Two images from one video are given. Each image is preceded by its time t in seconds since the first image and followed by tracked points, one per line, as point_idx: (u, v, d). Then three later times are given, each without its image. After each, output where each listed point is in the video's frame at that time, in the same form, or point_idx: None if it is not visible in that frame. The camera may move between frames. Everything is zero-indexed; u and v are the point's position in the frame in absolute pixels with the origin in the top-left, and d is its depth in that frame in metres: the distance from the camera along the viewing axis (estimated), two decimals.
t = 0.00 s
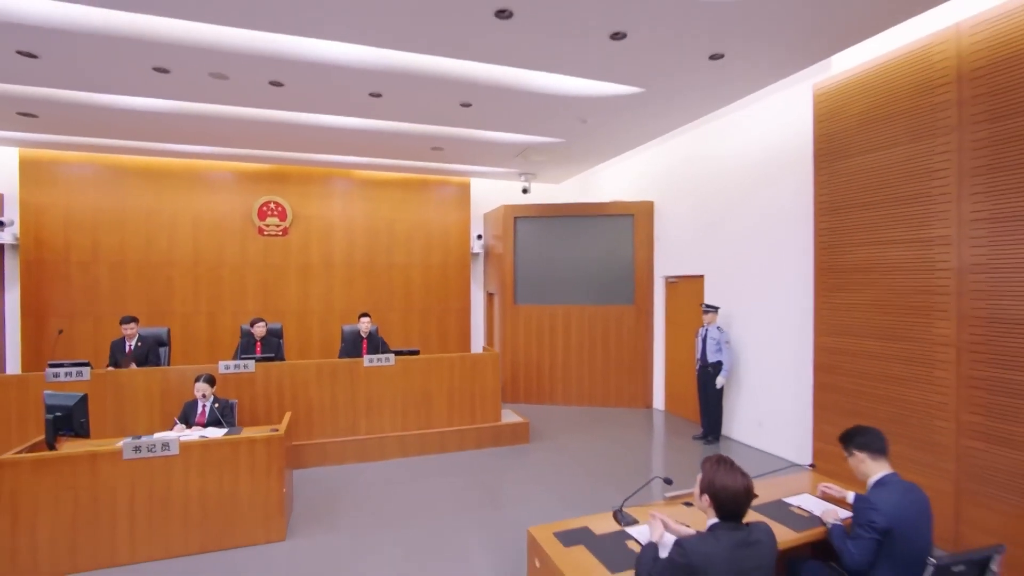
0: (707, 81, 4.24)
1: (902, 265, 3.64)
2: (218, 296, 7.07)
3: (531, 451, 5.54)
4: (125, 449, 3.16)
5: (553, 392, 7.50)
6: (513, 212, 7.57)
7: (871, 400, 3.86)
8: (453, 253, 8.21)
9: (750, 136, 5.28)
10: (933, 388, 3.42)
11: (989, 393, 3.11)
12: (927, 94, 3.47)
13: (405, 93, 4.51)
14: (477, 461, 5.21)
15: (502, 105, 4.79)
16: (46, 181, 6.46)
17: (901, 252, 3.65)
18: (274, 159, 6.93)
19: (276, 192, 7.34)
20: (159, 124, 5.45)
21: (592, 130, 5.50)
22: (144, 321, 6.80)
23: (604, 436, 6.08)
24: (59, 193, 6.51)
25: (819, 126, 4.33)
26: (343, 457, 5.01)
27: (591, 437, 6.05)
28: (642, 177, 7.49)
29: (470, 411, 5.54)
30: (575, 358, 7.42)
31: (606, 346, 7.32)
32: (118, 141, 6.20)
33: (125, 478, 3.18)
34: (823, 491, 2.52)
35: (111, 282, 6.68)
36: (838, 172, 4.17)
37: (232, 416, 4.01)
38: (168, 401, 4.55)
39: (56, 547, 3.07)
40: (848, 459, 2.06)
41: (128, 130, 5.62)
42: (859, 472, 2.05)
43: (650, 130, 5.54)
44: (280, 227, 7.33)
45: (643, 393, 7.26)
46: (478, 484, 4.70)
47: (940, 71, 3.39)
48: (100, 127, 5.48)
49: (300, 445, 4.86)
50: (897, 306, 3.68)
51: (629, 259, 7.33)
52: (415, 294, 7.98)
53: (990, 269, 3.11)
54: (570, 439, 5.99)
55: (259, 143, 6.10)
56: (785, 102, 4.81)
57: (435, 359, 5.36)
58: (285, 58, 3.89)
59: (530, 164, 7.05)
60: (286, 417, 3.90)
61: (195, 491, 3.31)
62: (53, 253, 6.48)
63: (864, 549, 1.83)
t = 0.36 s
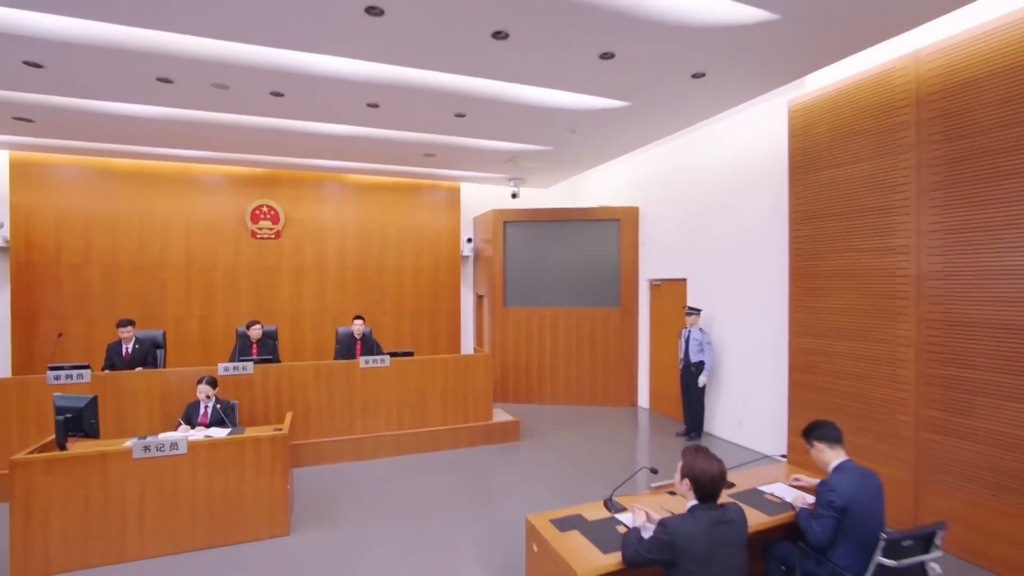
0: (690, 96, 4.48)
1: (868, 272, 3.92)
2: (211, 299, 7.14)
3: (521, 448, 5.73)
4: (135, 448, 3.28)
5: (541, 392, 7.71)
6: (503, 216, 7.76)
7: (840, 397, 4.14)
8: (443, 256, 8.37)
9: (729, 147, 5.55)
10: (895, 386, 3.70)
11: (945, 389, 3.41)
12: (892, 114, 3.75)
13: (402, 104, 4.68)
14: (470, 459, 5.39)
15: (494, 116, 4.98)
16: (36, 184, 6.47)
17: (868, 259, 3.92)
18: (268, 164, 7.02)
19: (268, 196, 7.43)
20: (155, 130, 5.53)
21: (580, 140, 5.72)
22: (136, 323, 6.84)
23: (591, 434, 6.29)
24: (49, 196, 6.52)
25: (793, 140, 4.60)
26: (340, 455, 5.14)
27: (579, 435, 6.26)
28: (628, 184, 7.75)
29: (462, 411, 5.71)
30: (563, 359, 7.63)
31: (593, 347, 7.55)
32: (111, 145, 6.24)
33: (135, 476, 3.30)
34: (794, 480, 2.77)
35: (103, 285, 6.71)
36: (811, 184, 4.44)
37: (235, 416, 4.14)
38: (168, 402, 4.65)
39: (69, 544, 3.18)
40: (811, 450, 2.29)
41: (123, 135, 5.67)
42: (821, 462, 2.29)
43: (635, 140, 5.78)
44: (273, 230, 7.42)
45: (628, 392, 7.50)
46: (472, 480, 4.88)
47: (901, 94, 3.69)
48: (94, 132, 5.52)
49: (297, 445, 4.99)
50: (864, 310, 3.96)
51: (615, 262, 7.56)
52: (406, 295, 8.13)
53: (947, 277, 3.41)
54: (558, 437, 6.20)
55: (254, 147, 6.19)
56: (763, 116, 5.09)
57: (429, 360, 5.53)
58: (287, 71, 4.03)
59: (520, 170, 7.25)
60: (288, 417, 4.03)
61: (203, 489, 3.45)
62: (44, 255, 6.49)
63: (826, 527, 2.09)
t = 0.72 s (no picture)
0: (672, 109, 4.72)
1: (837, 277, 4.20)
2: (202, 301, 7.19)
3: (511, 445, 5.93)
4: (142, 448, 3.40)
5: (529, 391, 7.91)
6: (492, 220, 7.93)
7: (811, 394, 4.42)
8: (432, 259, 8.52)
9: (710, 156, 5.82)
10: (861, 383, 3.98)
11: (905, 385, 3.70)
12: (859, 131, 4.03)
13: (396, 114, 4.83)
14: (462, 456, 5.57)
15: (486, 126, 5.16)
16: (25, 186, 6.44)
17: (836, 265, 4.20)
18: (259, 168, 7.09)
19: (259, 199, 7.50)
20: (149, 134, 5.57)
21: (568, 148, 5.93)
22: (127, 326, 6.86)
23: (578, 431, 6.52)
24: (37, 199, 6.49)
25: (769, 152, 4.87)
26: (335, 454, 5.28)
27: (566, 433, 6.48)
28: (612, 189, 7.99)
29: (454, 410, 5.89)
30: (550, 359, 7.85)
31: (579, 347, 7.78)
32: (102, 149, 6.25)
33: (142, 475, 3.41)
34: (768, 471, 3.01)
35: (93, 288, 6.71)
36: (785, 194, 4.71)
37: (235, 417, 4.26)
38: (166, 403, 4.74)
39: (78, 541, 3.29)
40: (780, 442, 2.54)
41: (115, 139, 5.70)
42: (790, 453, 2.53)
43: (620, 148, 6.01)
44: (264, 233, 7.50)
45: (613, 391, 7.75)
46: (464, 477, 5.06)
47: (865, 113, 3.98)
48: (86, 136, 5.53)
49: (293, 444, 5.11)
50: (833, 313, 4.24)
51: (600, 265, 7.79)
52: (396, 297, 8.26)
53: (906, 282, 3.71)
54: (547, 435, 6.41)
55: (247, 152, 6.26)
56: (741, 128, 5.36)
57: (422, 361, 5.69)
58: (287, 82, 4.16)
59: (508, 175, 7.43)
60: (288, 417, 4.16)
61: (208, 486, 3.58)
62: (32, 258, 6.48)
63: (792, 510, 2.33)
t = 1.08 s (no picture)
0: (654, 122, 4.95)
1: (806, 282, 4.49)
2: (190, 303, 7.22)
3: (498, 443, 6.12)
4: (144, 449, 3.49)
5: (514, 391, 8.11)
6: (478, 223, 8.10)
7: (783, 392, 4.70)
8: (420, 261, 8.65)
9: (689, 165, 6.08)
10: (828, 381, 4.27)
11: (868, 383, 3.99)
12: (827, 147, 4.32)
13: (389, 123, 4.97)
14: (452, 454, 5.73)
15: (476, 134, 5.32)
16: (8, 188, 6.39)
17: (806, 271, 4.49)
18: (248, 171, 7.13)
19: (247, 202, 7.54)
20: (139, 138, 5.59)
21: (554, 156, 6.13)
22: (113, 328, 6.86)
23: (563, 429, 6.73)
24: (21, 200, 6.44)
25: (745, 163, 5.14)
26: (327, 454, 5.40)
27: (552, 431, 6.68)
28: (596, 194, 8.22)
29: (443, 409, 6.05)
30: (535, 359, 8.05)
31: (563, 347, 7.99)
32: (88, 152, 6.24)
33: (143, 475, 3.51)
34: (742, 462, 3.25)
35: (78, 290, 6.69)
36: (760, 203, 4.99)
37: (231, 418, 4.35)
38: (160, 405, 4.81)
39: (81, 541, 3.37)
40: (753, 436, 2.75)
41: (104, 142, 5.70)
42: (761, 445, 2.76)
43: (604, 157, 6.23)
44: (253, 235, 7.54)
45: (596, 390, 7.99)
46: (455, 474, 5.23)
47: (833, 129, 4.27)
48: (75, 138, 5.53)
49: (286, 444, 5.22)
50: (802, 315, 4.52)
51: (584, 268, 8.02)
52: (383, 299, 8.37)
53: (870, 288, 3.99)
54: (533, 433, 6.61)
55: (237, 156, 6.30)
56: (719, 138, 5.62)
57: (412, 361, 5.84)
58: (283, 91, 4.27)
59: (495, 180, 7.60)
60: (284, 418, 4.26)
61: (209, 485, 3.69)
62: (16, 260, 6.43)
63: (763, 497, 2.57)
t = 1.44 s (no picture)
0: (638, 130, 5.17)
1: (779, 284, 4.76)
2: (178, 304, 7.24)
3: (487, 439, 6.30)
4: (146, 448, 3.58)
5: (501, 388, 8.29)
6: (466, 225, 8.24)
7: (757, 387, 4.97)
8: (408, 261, 8.76)
9: (670, 170, 6.32)
10: (799, 376, 4.55)
11: (835, 379, 4.28)
12: (799, 157, 4.59)
13: (382, 128, 5.10)
14: (442, 450, 5.89)
15: (466, 140, 5.48)
16: None
17: (779, 273, 4.77)
18: (237, 172, 7.15)
19: (236, 203, 7.56)
20: (129, 140, 5.60)
21: (541, 160, 6.31)
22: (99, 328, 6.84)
23: (549, 425, 6.94)
24: (5, 200, 6.39)
25: (723, 170, 5.40)
26: (320, 451, 5.51)
27: (538, 427, 6.89)
28: (580, 196, 8.44)
29: (433, 407, 6.20)
30: (521, 357, 8.24)
31: (548, 346, 8.20)
32: (75, 152, 6.21)
33: (146, 474, 3.61)
34: (719, 453, 3.50)
35: (64, 291, 6.66)
36: (736, 208, 5.25)
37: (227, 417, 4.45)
38: (154, 405, 4.87)
39: (84, 538, 3.46)
40: (730, 428, 3.00)
41: (93, 143, 5.69)
42: (737, 436, 3.01)
43: (589, 161, 6.43)
44: (241, 236, 7.58)
45: (581, 387, 8.23)
46: (446, 469, 5.40)
47: (805, 141, 4.54)
48: (64, 139, 5.52)
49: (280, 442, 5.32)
50: (775, 315, 4.80)
51: (569, 268, 8.23)
52: (371, 299, 8.47)
53: (837, 290, 4.28)
54: (520, 429, 6.80)
55: (228, 158, 6.34)
56: (699, 145, 5.87)
57: (403, 360, 5.98)
58: (280, 98, 4.38)
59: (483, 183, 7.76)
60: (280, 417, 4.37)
61: (209, 483, 3.80)
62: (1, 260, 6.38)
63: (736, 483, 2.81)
